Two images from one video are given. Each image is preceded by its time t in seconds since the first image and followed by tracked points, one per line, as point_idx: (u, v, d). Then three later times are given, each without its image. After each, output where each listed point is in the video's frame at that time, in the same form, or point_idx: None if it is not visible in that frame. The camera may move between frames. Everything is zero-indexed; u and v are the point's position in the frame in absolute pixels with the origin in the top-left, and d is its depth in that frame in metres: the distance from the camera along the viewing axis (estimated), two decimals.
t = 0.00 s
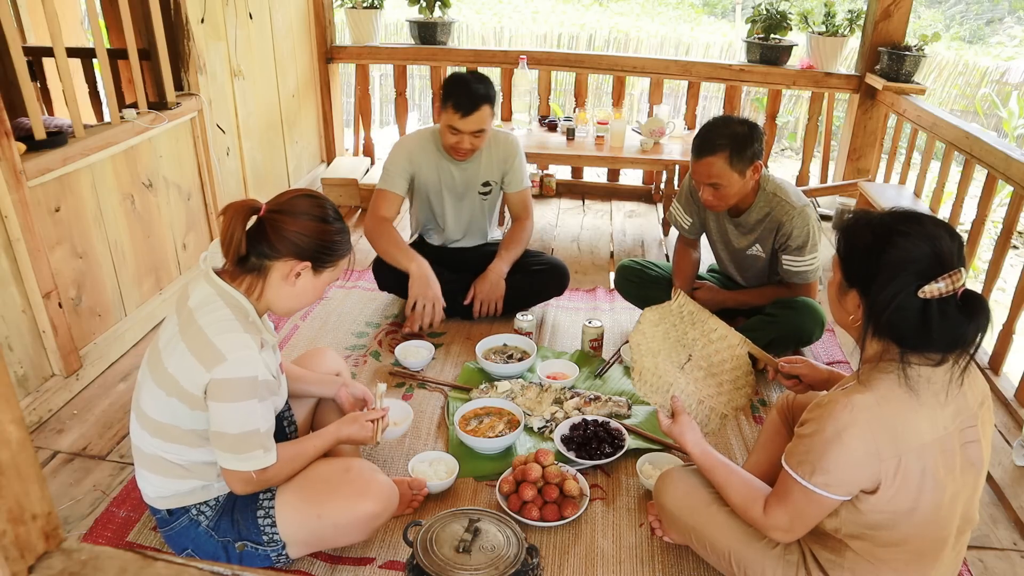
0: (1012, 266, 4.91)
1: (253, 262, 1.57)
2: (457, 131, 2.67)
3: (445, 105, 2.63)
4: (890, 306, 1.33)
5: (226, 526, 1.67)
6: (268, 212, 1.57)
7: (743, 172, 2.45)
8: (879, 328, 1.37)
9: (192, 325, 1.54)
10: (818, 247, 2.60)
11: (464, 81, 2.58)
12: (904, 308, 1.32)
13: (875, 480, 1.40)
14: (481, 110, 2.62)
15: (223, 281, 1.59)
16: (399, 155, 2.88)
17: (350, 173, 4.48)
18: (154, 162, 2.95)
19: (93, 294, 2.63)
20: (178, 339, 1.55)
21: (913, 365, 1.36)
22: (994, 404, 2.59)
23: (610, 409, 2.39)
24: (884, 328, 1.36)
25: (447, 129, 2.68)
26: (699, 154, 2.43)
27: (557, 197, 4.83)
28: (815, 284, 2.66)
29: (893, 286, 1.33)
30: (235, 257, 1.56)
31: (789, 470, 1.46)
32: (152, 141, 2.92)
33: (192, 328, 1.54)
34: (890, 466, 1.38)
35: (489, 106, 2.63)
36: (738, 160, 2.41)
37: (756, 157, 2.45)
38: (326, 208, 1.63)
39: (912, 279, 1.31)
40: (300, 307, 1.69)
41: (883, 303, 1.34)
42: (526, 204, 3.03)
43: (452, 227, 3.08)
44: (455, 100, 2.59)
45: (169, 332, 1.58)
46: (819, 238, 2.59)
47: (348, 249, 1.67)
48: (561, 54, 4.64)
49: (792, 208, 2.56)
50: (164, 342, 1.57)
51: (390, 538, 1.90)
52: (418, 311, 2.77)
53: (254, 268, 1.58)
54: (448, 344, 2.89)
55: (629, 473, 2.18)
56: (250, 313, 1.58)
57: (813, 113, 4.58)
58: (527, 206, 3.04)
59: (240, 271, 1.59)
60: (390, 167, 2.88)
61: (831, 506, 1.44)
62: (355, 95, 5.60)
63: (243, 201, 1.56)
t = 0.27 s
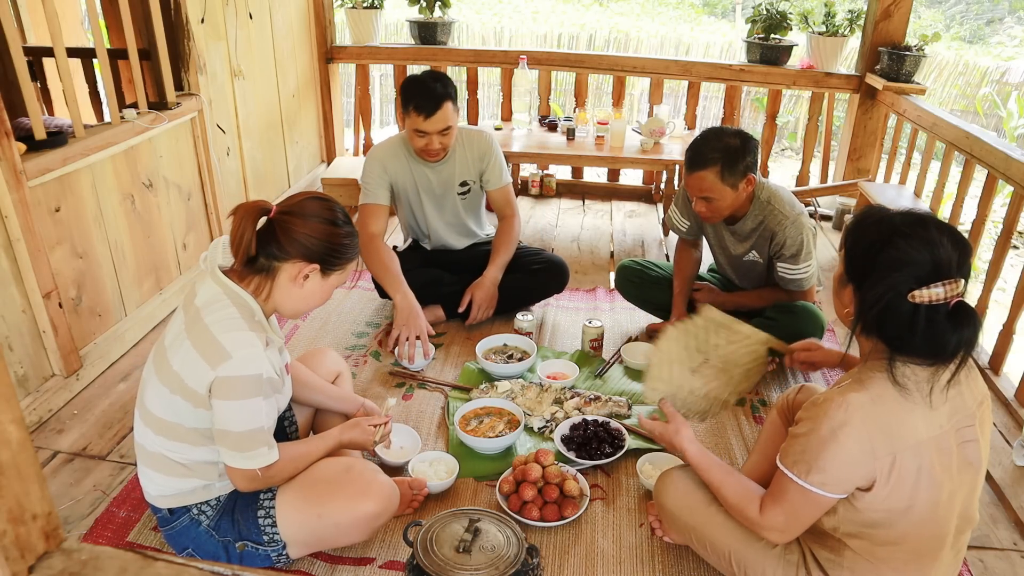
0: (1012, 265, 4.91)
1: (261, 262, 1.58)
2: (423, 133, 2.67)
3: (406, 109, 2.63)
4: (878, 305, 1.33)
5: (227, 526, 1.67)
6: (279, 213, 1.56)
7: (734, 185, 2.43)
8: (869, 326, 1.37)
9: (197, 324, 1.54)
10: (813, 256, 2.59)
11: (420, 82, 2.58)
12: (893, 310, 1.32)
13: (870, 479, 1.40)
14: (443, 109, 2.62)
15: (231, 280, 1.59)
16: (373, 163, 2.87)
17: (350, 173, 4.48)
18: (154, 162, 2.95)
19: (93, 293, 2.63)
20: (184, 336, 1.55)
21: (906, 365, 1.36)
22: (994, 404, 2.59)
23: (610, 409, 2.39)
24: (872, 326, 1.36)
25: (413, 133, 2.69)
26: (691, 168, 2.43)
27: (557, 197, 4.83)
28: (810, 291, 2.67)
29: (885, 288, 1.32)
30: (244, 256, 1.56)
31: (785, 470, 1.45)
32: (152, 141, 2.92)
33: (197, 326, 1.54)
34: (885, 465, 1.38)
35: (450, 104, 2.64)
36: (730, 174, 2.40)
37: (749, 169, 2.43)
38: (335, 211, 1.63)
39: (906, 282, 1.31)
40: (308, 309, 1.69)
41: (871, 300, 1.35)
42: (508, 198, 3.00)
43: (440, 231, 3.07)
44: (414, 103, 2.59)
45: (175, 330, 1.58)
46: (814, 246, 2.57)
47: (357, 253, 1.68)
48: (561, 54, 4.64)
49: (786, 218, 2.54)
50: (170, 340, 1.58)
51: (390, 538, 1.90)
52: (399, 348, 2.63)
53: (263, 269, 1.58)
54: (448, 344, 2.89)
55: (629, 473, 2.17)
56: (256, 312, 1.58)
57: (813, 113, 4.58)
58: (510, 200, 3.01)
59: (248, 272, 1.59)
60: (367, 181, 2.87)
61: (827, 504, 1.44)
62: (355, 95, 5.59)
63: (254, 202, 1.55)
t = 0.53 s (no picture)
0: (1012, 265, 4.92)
1: (260, 263, 1.58)
2: (413, 141, 2.68)
3: (397, 116, 2.62)
4: (872, 312, 1.34)
5: (227, 526, 1.67)
6: (278, 213, 1.57)
7: (741, 171, 2.43)
8: (865, 333, 1.38)
9: (196, 324, 1.54)
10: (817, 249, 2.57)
11: (412, 88, 2.56)
12: (887, 315, 1.32)
13: (864, 480, 1.40)
14: (433, 114, 2.62)
15: (229, 279, 1.59)
16: (372, 165, 2.87)
17: (350, 173, 4.48)
18: (154, 162, 2.95)
19: (93, 293, 2.63)
20: (183, 337, 1.55)
21: (906, 365, 1.36)
22: (994, 404, 2.59)
23: (610, 409, 2.39)
24: (867, 332, 1.37)
25: (404, 140, 2.69)
26: (699, 152, 2.42)
27: (557, 197, 4.84)
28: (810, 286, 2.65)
29: (878, 294, 1.32)
30: (243, 257, 1.56)
31: (780, 474, 1.46)
32: (152, 141, 2.92)
33: (196, 327, 1.54)
34: (878, 465, 1.38)
35: (439, 110, 2.63)
36: (737, 159, 2.40)
37: (756, 156, 2.43)
38: (335, 212, 1.63)
39: (898, 286, 1.31)
40: (307, 309, 1.69)
41: (864, 306, 1.35)
42: (511, 205, 2.97)
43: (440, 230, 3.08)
44: (407, 109, 2.59)
45: (174, 330, 1.58)
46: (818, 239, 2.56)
47: (357, 253, 1.68)
48: (561, 54, 4.65)
49: (791, 207, 2.54)
50: (168, 341, 1.58)
51: (390, 538, 1.90)
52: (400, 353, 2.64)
53: (261, 270, 1.58)
54: (448, 344, 2.89)
55: (629, 474, 2.17)
56: (255, 313, 1.58)
57: (813, 113, 4.58)
58: (513, 207, 2.98)
59: (246, 272, 1.59)
60: (366, 178, 2.87)
61: (824, 507, 1.44)
62: (355, 95, 5.60)
63: (254, 203, 1.55)
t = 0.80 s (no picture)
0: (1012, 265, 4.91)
1: (256, 265, 1.57)
2: (429, 140, 2.68)
3: (413, 114, 2.63)
4: (887, 309, 1.33)
5: (227, 527, 1.67)
6: (275, 215, 1.57)
7: (757, 149, 2.44)
8: (879, 331, 1.36)
9: (193, 327, 1.54)
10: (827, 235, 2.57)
11: (428, 88, 2.56)
12: (903, 310, 1.31)
13: (867, 477, 1.40)
14: (449, 115, 2.61)
15: (226, 281, 1.59)
16: (385, 163, 2.88)
17: (350, 173, 4.48)
18: (154, 162, 2.95)
19: (93, 293, 2.63)
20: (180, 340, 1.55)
21: (905, 365, 1.36)
22: (994, 404, 2.59)
23: (610, 409, 2.39)
24: (882, 330, 1.35)
25: (420, 139, 2.69)
26: (714, 128, 2.44)
27: (557, 197, 4.83)
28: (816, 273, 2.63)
29: (891, 291, 1.31)
30: (239, 259, 1.56)
31: (783, 468, 1.45)
32: (152, 141, 2.92)
33: (194, 330, 1.54)
34: (882, 463, 1.38)
35: (457, 110, 2.63)
36: (752, 135, 2.40)
37: (771, 135, 2.43)
38: (333, 213, 1.63)
39: (908, 281, 1.30)
40: (304, 311, 1.69)
41: (879, 306, 1.34)
42: (518, 208, 3.00)
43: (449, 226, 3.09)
44: (422, 109, 2.59)
45: (172, 333, 1.58)
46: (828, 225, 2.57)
47: (354, 255, 1.68)
48: (562, 54, 4.64)
49: (804, 190, 2.53)
50: (167, 344, 1.58)
51: (390, 538, 1.90)
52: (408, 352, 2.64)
53: (258, 271, 1.58)
54: (448, 344, 2.89)
55: (629, 474, 2.17)
56: (253, 315, 1.58)
57: (813, 113, 4.58)
58: (519, 211, 3.01)
59: (242, 275, 1.59)
60: (378, 176, 2.88)
61: (825, 503, 1.45)
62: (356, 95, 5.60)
63: (252, 203, 1.55)
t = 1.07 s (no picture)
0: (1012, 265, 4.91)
1: (254, 266, 1.58)
2: (443, 137, 2.68)
3: (427, 112, 2.63)
4: (900, 314, 1.33)
5: (226, 527, 1.67)
6: (272, 215, 1.56)
7: (776, 132, 2.49)
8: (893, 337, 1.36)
9: (191, 328, 1.54)
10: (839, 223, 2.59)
11: (443, 86, 2.57)
12: (916, 313, 1.31)
13: (872, 479, 1.40)
14: (464, 114, 2.62)
15: (223, 282, 1.59)
16: (393, 163, 2.86)
17: (350, 173, 4.48)
18: (154, 162, 2.95)
19: (93, 293, 2.63)
20: (178, 342, 1.55)
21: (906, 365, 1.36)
22: (994, 404, 2.59)
23: (610, 409, 2.39)
24: (896, 335, 1.35)
25: (434, 136, 2.69)
26: (736, 110, 2.49)
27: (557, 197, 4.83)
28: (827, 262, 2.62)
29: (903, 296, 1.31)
30: (237, 260, 1.56)
31: (787, 469, 1.45)
32: (152, 141, 2.92)
33: (192, 332, 1.54)
34: (887, 465, 1.38)
35: (472, 109, 2.64)
36: (773, 117, 2.46)
37: (790, 120, 2.49)
38: (331, 214, 1.62)
39: (916, 285, 1.30)
40: (303, 311, 1.69)
41: (891, 311, 1.33)
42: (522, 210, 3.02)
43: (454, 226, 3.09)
44: (437, 106, 2.59)
45: (170, 334, 1.58)
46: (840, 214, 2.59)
47: (353, 255, 1.68)
48: (562, 54, 4.65)
49: (816, 178, 2.58)
50: (165, 345, 1.58)
51: (390, 538, 1.90)
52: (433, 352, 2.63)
53: (256, 271, 1.58)
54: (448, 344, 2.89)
55: (629, 474, 2.17)
56: (251, 316, 1.58)
57: (813, 113, 4.58)
58: (524, 211, 3.04)
59: (241, 276, 1.59)
60: (385, 176, 2.86)
61: (829, 504, 1.45)
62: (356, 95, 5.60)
63: (249, 204, 1.56)
